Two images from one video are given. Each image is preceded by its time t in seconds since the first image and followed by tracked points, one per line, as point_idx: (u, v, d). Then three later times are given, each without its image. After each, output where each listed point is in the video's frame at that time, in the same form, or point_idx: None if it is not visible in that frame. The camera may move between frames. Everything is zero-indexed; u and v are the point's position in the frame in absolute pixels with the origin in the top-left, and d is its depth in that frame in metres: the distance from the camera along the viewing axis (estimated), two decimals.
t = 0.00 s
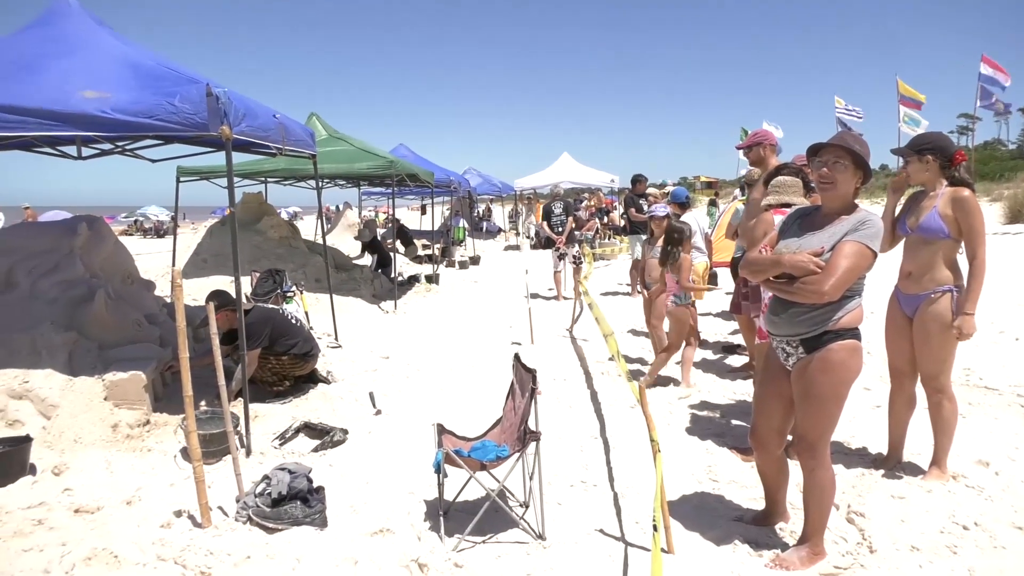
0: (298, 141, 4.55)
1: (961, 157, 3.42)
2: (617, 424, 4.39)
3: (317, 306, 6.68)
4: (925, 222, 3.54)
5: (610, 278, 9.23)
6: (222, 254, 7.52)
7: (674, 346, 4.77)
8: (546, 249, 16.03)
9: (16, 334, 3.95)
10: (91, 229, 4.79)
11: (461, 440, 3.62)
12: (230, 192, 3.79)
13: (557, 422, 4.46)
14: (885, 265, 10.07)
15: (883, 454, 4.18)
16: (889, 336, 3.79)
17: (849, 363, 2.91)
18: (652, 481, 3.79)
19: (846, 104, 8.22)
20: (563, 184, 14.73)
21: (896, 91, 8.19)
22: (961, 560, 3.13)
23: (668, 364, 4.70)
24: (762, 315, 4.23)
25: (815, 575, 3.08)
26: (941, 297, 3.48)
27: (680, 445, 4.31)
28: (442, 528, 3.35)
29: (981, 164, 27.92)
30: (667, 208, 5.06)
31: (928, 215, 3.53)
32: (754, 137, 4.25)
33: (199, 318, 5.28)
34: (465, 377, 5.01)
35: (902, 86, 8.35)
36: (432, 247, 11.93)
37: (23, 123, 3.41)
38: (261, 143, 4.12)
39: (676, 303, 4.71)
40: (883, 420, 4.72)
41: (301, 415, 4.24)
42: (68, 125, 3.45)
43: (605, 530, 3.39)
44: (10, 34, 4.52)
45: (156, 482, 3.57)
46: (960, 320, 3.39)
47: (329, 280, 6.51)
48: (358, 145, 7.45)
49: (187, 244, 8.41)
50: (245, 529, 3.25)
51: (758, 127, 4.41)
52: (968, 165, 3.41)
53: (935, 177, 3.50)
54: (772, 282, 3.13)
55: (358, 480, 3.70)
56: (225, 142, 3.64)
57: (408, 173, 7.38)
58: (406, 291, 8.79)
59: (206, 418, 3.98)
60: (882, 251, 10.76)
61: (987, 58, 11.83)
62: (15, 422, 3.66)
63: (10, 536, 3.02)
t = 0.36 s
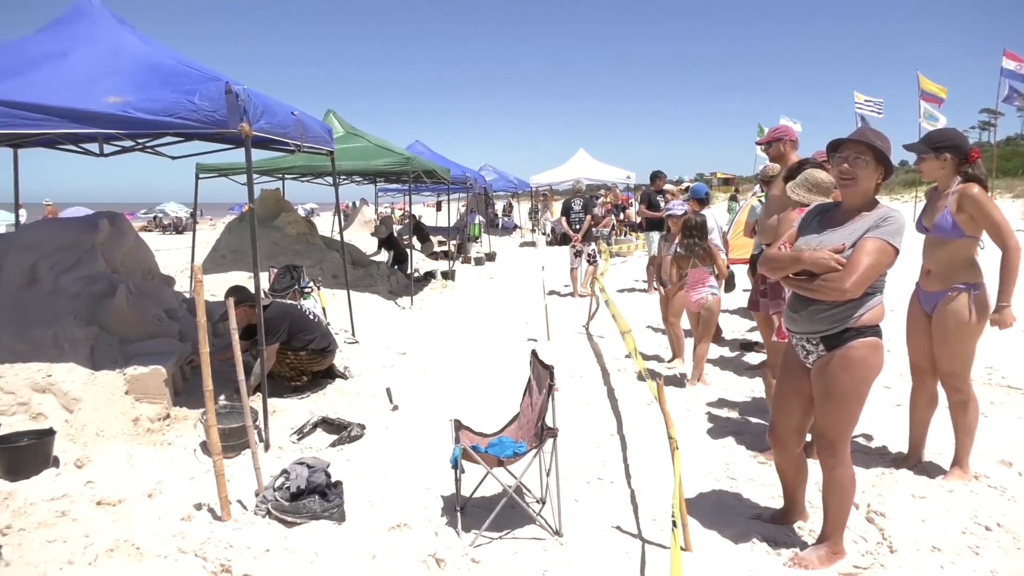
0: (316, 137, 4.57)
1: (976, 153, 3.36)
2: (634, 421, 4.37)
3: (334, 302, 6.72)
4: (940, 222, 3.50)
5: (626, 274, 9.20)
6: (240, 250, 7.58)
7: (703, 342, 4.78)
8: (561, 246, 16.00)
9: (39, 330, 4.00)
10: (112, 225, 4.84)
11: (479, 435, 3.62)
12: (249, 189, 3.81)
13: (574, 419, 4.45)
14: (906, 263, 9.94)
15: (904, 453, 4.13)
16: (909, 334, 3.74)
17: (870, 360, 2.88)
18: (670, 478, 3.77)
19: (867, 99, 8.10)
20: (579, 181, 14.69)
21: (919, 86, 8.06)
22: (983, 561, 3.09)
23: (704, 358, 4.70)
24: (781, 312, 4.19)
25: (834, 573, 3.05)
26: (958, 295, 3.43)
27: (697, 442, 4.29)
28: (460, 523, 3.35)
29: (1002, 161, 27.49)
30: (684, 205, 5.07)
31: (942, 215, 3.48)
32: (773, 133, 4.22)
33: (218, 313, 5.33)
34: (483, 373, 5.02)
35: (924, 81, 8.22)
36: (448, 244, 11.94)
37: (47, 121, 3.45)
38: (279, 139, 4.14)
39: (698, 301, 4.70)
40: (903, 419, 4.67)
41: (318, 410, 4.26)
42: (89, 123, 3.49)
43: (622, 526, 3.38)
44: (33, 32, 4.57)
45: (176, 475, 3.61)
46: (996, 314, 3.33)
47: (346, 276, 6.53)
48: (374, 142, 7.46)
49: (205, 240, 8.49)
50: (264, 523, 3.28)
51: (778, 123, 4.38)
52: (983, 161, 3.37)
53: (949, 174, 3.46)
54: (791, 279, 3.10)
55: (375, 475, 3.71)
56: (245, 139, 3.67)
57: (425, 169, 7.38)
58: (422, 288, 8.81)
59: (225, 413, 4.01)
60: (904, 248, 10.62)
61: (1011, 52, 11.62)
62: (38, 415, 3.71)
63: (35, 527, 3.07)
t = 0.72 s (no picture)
0: (335, 134, 4.58)
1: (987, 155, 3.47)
2: (651, 418, 4.36)
3: (352, 298, 6.75)
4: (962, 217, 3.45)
5: (644, 271, 9.16)
6: (259, 246, 7.65)
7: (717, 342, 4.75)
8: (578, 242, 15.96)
9: (64, 325, 4.06)
10: (135, 221, 4.89)
11: (497, 432, 3.62)
12: (269, 186, 3.83)
13: (591, 415, 4.45)
14: (927, 260, 9.81)
15: (926, 452, 4.08)
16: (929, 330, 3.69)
17: (892, 357, 2.85)
18: (688, 476, 3.75)
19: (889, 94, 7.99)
20: (595, 177, 14.66)
21: (942, 81, 7.93)
22: (1007, 562, 3.05)
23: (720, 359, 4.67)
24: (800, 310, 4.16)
25: (854, 572, 3.03)
26: (978, 292, 3.38)
27: (715, 440, 4.27)
28: (478, 519, 3.36)
29: None
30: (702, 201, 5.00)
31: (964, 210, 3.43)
32: (794, 129, 4.20)
33: (238, 308, 5.38)
34: (501, 369, 5.03)
35: (947, 75, 8.09)
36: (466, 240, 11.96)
37: (71, 118, 3.49)
38: (299, 136, 4.16)
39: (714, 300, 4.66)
40: (925, 417, 4.61)
41: (337, 405, 4.29)
42: (113, 121, 3.53)
43: (640, 523, 3.37)
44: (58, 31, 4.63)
45: (197, 469, 3.64)
46: None
47: (364, 272, 6.57)
48: (391, 139, 7.48)
49: (224, 236, 8.57)
50: (285, 516, 3.31)
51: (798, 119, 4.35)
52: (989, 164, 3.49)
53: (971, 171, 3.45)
54: (811, 276, 3.07)
55: (394, 470, 3.73)
56: (265, 136, 3.69)
57: (442, 166, 7.39)
58: (438, 284, 8.83)
59: (246, 407, 4.04)
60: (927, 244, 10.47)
61: None
62: (63, 409, 3.76)
63: (60, 518, 3.12)
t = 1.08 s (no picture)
0: (353, 133, 4.61)
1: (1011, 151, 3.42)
2: (669, 416, 4.34)
3: (369, 295, 6.78)
4: (985, 214, 3.41)
5: (661, 269, 9.12)
6: (277, 243, 7.70)
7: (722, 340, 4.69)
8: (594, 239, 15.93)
9: (86, 321, 4.11)
10: (156, 219, 4.94)
11: (515, 428, 3.63)
12: (288, 183, 3.86)
13: (608, 413, 4.44)
14: (949, 258, 9.69)
15: (947, 451, 4.04)
16: (947, 327, 3.65)
17: (914, 355, 2.81)
18: (706, 474, 3.74)
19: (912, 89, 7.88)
20: (612, 174, 14.62)
21: (964, 76, 7.78)
22: None
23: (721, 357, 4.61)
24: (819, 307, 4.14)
25: (875, 572, 3.00)
26: (1003, 289, 3.33)
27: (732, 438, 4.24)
28: (495, 515, 3.37)
29: None
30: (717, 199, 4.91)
31: (987, 207, 3.39)
32: (814, 125, 4.16)
33: (257, 305, 5.43)
34: (518, 366, 5.03)
35: (970, 70, 7.96)
36: (483, 237, 11.98)
37: (93, 117, 3.53)
38: (318, 135, 4.19)
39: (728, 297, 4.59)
40: (946, 416, 4.56)
41: (355, 402, 4.31)
42: (135, 119, 3.57)
43: (658, 521, 3.36)
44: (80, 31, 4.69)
45: (217, 464, 3.68)
46: None
47: (381, 270, 6.60)
48: (408, 137, 7.51)
49: (242, 234, 8.64)
50: (304, 512, 3.34)
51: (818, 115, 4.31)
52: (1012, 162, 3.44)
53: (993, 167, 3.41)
54: (831, 273, 3.04)
55: (412, 466, 3.75)
56: (284, 134, 3.72)
57: (459, 163, 7.41)
58: (455, 281, 8.83)
59: (265, 403, 4.08)
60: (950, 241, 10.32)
61: None
62: (86, 404, 3.81)
63: (84, 512, 3.16)
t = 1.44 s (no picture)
0: (371, 130, 4.62)
1: None
2: (686, 413, 4.32)
3: (386, 292, 6.81)
4: (997, 212, 3.37)
5: (679, 266, 9.08)
6: (295, 241, 7.76)
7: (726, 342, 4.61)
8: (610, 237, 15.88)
9: (109, 318, 4.17)
10: (176, 217, 5.00)
11: (532, 425, 3.63)
12: (306, 181, 3.88)
13: (626, 410, 4.43)
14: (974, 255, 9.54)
15: (969, 450, 3.99)
16: (966, 324, 3.61)
17: (937, 353, 2.77)
18: (724, 471, 3.72)
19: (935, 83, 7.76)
20: (629, 171, 14.56)
21: (986, 71, 7.64)
22: None
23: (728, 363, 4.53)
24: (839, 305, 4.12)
25: (895, 571, 2.97)
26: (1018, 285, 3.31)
27: (750, 436, 4.22)
28: (513, 512, 3.37)
29: None
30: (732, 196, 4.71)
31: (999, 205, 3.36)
32: (833, 121, 4.13)
33: (277, 302, 5.47)
34: (535, 363, 5.03)
35: (994, 64, 7.83)
36: (499, 234, 11.98)
37: (115, 116, 3.57)
38: (335, 132, 4.21)
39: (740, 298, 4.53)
40: (968, 415, 4.50)
41: (373, 398, 4.33)
42: (156, 118, 3.61)
43: (676, 519, 3.35)
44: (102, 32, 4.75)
45: (237, 459, 3.71)
46: None
47: (398, 267, 6.62)
48: (425, 134, 7.52)
49: (260, 232, 8.71)
50: (323, 507, 3.36)
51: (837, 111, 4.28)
52: None
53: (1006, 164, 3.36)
54: (854, 270, 3.01)
55: (430, 462, 3.77)
56: (303, 132, 3.74)
57: (476, 161, 7.42)
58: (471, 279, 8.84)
59: (284, 399, 4.11)
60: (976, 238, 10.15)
61: None
62: (108, 399, 3.86)
63: (108, 506, 3.21)
